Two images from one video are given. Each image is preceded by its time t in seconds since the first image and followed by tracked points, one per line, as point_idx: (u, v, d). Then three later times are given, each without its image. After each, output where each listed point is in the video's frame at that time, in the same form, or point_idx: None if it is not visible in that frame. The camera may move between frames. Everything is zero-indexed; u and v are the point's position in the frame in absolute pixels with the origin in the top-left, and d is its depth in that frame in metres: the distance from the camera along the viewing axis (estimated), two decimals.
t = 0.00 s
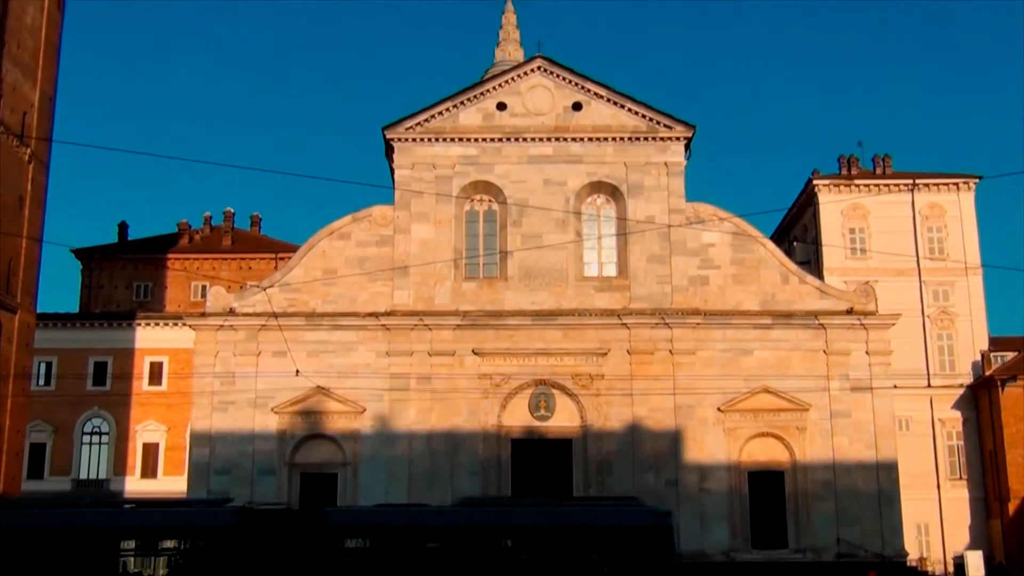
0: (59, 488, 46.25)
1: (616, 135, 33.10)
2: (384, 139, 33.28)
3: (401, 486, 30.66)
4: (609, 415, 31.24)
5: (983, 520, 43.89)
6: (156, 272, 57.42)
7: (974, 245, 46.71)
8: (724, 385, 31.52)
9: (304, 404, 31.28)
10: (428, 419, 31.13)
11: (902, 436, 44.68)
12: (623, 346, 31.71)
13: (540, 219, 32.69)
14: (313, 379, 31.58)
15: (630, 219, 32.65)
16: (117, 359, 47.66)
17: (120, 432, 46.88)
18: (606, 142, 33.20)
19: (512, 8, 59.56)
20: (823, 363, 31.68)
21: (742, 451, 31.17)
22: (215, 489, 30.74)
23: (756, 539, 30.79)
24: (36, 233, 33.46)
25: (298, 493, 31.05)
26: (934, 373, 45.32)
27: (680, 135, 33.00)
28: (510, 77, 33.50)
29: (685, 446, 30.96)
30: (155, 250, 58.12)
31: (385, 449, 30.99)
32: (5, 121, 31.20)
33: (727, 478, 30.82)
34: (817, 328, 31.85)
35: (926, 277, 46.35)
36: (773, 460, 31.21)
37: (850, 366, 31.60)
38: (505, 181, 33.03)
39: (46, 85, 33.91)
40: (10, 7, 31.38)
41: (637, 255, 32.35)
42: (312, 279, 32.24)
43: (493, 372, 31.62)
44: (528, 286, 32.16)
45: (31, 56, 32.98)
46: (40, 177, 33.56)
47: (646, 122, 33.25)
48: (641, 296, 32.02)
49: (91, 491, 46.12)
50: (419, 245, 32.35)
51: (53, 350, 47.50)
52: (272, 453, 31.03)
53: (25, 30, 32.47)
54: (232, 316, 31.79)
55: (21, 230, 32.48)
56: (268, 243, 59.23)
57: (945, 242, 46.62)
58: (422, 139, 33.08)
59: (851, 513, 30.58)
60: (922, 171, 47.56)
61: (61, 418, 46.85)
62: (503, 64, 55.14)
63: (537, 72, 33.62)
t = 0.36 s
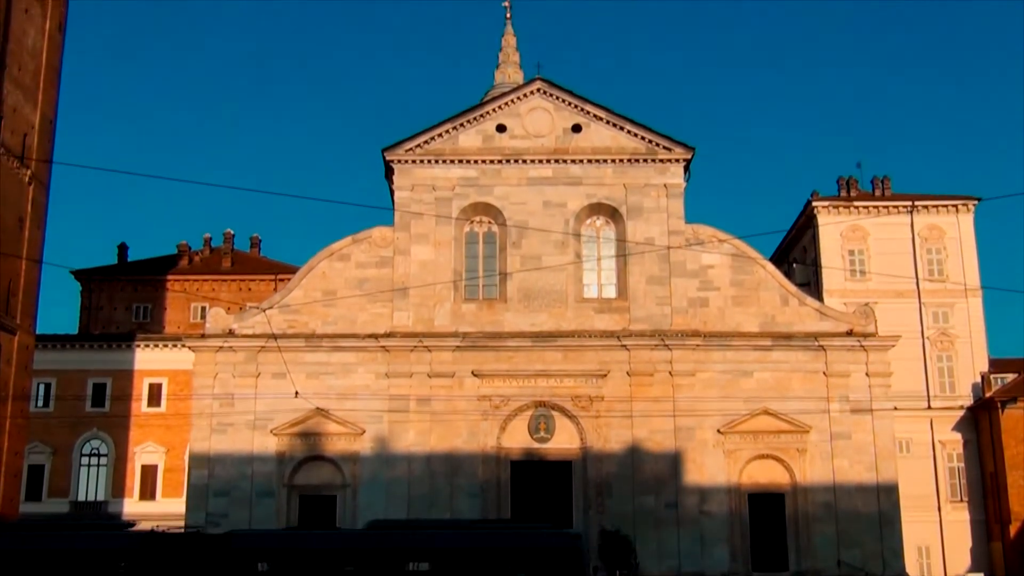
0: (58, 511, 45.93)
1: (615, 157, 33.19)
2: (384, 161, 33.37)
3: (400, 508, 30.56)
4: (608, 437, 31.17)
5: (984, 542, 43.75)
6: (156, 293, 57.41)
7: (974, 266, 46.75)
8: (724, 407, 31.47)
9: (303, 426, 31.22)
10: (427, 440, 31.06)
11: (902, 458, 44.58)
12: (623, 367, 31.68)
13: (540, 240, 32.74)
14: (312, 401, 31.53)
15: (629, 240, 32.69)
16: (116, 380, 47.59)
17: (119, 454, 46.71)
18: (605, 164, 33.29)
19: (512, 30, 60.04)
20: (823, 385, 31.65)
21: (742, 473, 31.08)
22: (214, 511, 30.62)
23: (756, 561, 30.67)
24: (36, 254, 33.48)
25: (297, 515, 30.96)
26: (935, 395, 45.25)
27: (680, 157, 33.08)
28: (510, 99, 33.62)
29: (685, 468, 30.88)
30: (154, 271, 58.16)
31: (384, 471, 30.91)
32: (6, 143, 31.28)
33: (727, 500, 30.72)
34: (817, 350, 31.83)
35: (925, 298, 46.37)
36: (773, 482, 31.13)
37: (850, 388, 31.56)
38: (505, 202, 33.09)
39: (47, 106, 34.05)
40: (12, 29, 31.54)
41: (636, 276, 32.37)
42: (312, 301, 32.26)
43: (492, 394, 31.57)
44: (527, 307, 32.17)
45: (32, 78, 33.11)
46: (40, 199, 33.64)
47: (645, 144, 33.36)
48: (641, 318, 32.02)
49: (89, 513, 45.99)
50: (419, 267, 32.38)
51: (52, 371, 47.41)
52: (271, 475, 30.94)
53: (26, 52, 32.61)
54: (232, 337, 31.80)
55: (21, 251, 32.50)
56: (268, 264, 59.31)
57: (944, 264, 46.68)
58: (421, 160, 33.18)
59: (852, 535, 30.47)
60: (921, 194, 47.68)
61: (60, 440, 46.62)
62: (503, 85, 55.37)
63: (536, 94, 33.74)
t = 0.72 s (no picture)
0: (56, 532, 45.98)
1: (615, 178, 33.26)
2: (384, 183, 33.44)
3: (399, 530, 30.43)
4: (608, 459, 31.09)
5: (986, 564, 43.60)
6: (156, 314, 57.38)
7: (973, 288, 46.77)
8: (724, 429, 31.40)
9: (302, 447, 31.14)
10: (427, 462, 30.98)
11: (903, 480, 44.45)
12: (622, 389, 31.63)
13: (539, 261, 32.75)
14: (311, 422, 31.47)
15: (628, 262, 32.71)
16: (115, 402, 47.47)
17: (117, 476, 46.75)
18: (605, 186, 33.36)
19: (512, 52, 60.35)
20: (824, 407, 31.59)
21: (742, 495, 30.98)
22: (213, 533, 30.51)
23: None
24: (36, 276, 33.51)
25: (296, 537, 30.82)
26: (935, 417, 45.17)
27: (679, 179, 33.16)
28: (508, 121, 33.79)
29: (685, 490, 30.78)
30: (154, 292, 58.21)
31: (383, 492, 30.80)
32: (7, 164, 31.34)
33: (728, 522, 30.60)
34: (817, 372, 31.80)
35: (925, 320, 46.36)
36: (774, 503, 31.02)
37: (850, 410, 31.50)
38: (504, 224, 33.13)
39: (48, 128, 34.18)
40: (13, 51, 31.67)
41: (636, 298, 32.37)
42: (311, 322, 32.26)
43: (492, 415, 31.51)
44: (527, 328, 32.16)
45: (33, 100, 33.22)
46: (40, 220, 33.68)
47: (645, 165, 33.44)
48: (640, 339, 32.00)
49: (87, 534, 45.88)
50: (418, 288, 32.39)
51: (51, 393, 47.26)
52: (270, 496, 30.84)
53: (27, 74, 32.75)
54: (231, 359, 31.76)
55: (21, 273, 32.53)
56: (267, 285, 59.35)
57: (944, 285, 46.71)
58: (421, 182, 33.25)
59: (853, 558, 30.35)
60: (920, 215, 47.76)
61: (58, 460, 46.64)
62: (503, 107, 55.58)
63: (535, 116, 33.90)
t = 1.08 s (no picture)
0: (53, 554, 45.82)
1: (614, 200, 33.33)
2: (384, 204, 33.51)
3: (398, 553, 30.31)
4: (608, 481, 31.00)
5: None
6: (155, 336, 57.35)
7: (973, 309, 46.78)
8: (724, 451, 31.33)
9: (301, 469, 31.05)
10: (426, 484, 30.89)
11: (903, 502, 44.30)
12: (622, 411, 31.58)
13: (539, 283, 32.77)
14: (310, 444, 31.41)
15: (628, 283, 32.73)
16: (114, 424, 47.32)
17: (116, 498, 46.64)
18: (604, 207, 33.42)
19: (511, 75, 60.66)
20: (824, 428, 31.54)
21: (742, 517, 30.87)
22: (211, 555, 30.39)
23: None
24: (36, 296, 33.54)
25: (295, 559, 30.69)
26: (936, 439, 45.09)
27: (679, 201, 33.24)
28: (508, 143, 33.89)
29: (685, 512, 30.67)
30: (154, 313, 58.23)
31: (382, 514, 30.70)
32: (7, 185, 31.40)
33: (728, 544, 30.48)
34: (817, 393, 31.76)
35: (925, 341, 46.34)
36: (774, 526, 30.90)
37: (851, 431, 31.44)
38: (504, 245, 33.17)
39: (49, 149, 34.26)
40: (14, 73, 31.81)
41: (635, 319, 32.37)
42: (311, 344, 32.25)
43: (491, 437, 31.44)
44: (526, 350, 32.14)
45: (34, 121, 33.35)
46: (40, 241, 33.72)
47: (644, 187, 33.52)
48: (640, 361, 31.98)
49: (84, 556, 45.71)
50: (418, 309, 32.40)
51: (50, 415, 47.31)
52: (269, 518, 30.73)
53: (28, 96, 32.89)
54: (230, 380, 31.72)
55: (21, 294, 32.55)
56: (267, 307, 59.38)
57: (943, 307, 46.73)
58: (421, 204, 33.32)
59: None
60: (919, 237, 47.83)
61: (56, 481, 46.62)
62: (502, 129, 55.79)
63: (534, 137, 34.02)
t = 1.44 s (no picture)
0: None
1: (614, 222, 33.38)
2: (384, 225, 33.56)
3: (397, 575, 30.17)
4: (608, 502, 30.90)
5: None
6: (155, 357, 57.32)
7: (973, 331, 46.77)
8: (725, 472, 31.25)
9: (300, 491, 30.96)
10: (425, 506, 30.80)
11: (904, 524, 44.16)
12: (622, 432, 31.52)
13: (538, 304, 32.78)
14: (309, 466, 31.32)
15: (628, 304, 32.74)
16: (112, 445, 47.37)
17: (114, 520, 46.30)
18: (604, 229, 33.47)
19: (511, 97, 60.95)
20: (824, 450, 31.47)
21: (743, 539, 30.75)
22: None
23: None
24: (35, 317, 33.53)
25: None
26: (936, 461, 45.01)
27: (678, 222, 33.30)
28: (508, 164, 33.99)
29: (685, 534, 30.56)
30: (153, 334, 58.23)
31: (382, 536, 30.58)
32: (7, 206, 31.45)
33: (728, 566, 30.35)
34: (817, 415, 31.71)
35: (925, 363, 46.31)
36: (774, 548, 30.78)
37: (851, 453, 31.37)
38: (503, 266, 33.20)
39: (49, 170, 34.33)
40: (15, 95, 31.92)
41: (635, 340, 32.36)
42: (310, 365, 32.22)
43: (491, 458, 31.36)
44: (526, 371, 32.12)
45: (35, 143, 33.44)
46: (39, 262, 33.74)
47: (644, 209, 33.58)
48: (640, 382, 31.95)
49: None
50: (417, 330, 32.39)
51: (48, 436, 47.12)
52: (268, 540, 30.61)
53: (29, 117, 32.99)
54: (229, 402, 31.67)
55: (20, 315, 32.54)
56: (267, 328, 59.39)
57: (943, 328, 46.72)
58: (421, 225, 33.36)
59: None
60: (918, 258, 47.88)
61: (55, 504, 46.31)
62: (502, 151, 55.99)
63: (534, 159, 34.13)
